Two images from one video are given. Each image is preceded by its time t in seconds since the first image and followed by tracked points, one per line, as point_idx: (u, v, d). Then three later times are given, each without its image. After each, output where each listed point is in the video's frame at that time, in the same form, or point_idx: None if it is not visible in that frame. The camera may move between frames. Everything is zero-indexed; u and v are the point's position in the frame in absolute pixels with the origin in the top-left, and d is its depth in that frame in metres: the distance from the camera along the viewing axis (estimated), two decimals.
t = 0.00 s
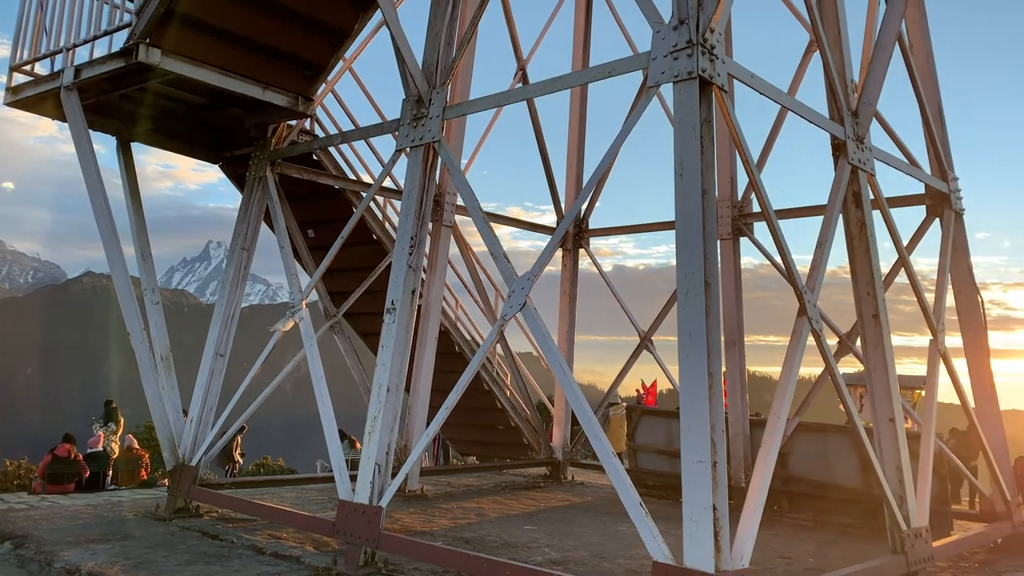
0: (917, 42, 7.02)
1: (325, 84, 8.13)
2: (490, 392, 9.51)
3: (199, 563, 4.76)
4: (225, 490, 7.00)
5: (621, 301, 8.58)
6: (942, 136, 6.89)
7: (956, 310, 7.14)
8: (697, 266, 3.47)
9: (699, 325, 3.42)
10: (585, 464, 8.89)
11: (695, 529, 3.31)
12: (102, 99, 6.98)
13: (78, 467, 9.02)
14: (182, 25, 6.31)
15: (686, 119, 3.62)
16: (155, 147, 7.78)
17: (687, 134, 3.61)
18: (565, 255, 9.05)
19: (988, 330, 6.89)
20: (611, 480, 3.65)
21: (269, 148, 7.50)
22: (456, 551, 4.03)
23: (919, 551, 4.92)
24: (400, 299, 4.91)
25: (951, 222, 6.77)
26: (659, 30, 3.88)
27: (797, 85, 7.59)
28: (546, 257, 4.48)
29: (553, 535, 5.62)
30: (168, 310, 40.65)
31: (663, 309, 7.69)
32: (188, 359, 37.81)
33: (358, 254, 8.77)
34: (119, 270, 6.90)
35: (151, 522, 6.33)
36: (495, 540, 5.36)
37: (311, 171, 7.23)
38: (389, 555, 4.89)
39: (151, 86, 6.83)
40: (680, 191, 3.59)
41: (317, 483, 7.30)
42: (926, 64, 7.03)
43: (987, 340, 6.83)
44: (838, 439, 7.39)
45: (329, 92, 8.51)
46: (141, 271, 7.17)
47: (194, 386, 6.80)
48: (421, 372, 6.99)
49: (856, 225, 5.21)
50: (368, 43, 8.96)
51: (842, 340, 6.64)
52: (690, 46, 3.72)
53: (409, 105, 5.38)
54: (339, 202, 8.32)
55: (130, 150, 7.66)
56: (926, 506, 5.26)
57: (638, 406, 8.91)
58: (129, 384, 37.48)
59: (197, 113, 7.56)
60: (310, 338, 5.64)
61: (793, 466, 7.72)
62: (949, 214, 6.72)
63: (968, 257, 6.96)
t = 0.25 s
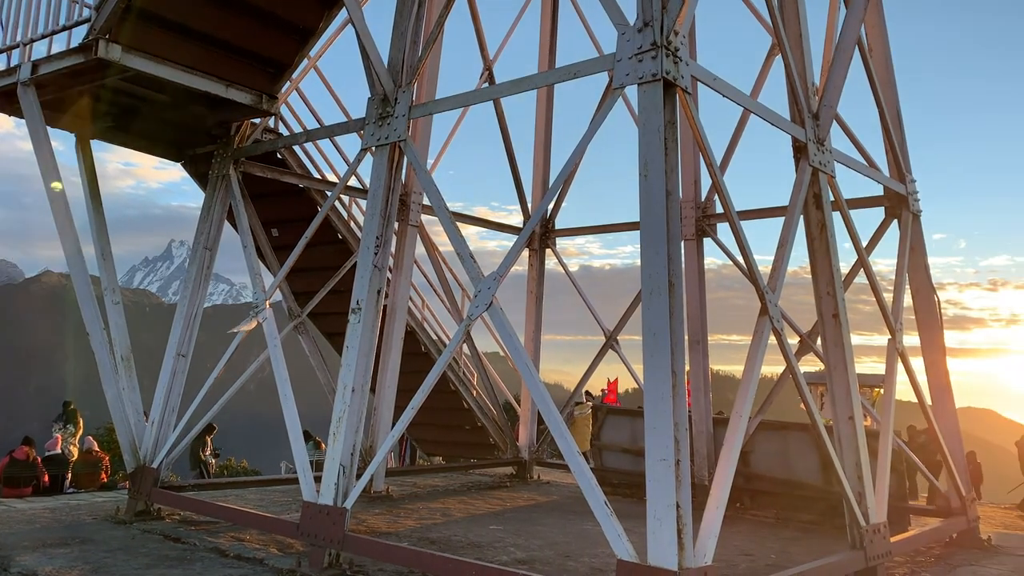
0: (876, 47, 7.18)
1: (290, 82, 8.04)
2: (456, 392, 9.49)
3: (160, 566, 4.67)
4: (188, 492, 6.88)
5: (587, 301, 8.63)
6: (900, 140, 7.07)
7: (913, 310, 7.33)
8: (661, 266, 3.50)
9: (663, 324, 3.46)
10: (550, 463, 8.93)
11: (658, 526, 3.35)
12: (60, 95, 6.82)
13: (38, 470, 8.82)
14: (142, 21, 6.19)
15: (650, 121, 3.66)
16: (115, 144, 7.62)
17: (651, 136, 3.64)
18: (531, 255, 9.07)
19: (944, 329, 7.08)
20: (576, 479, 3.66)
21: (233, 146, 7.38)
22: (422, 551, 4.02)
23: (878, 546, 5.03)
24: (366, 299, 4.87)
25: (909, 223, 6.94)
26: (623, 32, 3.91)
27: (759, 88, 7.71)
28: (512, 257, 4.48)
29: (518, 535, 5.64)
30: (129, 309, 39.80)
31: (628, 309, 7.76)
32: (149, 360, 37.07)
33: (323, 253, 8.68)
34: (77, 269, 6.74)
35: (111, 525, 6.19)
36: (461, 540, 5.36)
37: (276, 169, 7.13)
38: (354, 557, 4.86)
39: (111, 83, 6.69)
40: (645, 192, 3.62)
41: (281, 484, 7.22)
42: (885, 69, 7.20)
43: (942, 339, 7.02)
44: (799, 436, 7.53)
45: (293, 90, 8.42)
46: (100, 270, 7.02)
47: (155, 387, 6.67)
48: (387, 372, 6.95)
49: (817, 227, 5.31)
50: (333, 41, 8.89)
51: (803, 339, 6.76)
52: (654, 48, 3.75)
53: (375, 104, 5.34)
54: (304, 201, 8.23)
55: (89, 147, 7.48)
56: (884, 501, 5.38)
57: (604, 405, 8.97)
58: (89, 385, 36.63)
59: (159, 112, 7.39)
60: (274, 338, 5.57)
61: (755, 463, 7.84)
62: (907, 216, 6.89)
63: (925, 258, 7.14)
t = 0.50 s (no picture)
0: (845, 50, 7.29)
1: (261, 80, 7.97)
2: (429, 392, 9.46)
3: (127, 569, 4.59)
4: (157, 493, 6.78)
5: (560, 301, 8.65)
6: (868, 142, 7.18)
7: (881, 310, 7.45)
8: (632, 267, 3.52)
9: (634, 325, 3.47)
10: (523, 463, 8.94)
11: (629, 526, 3.36)
12: (25, 91, 6.70)
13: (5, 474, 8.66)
14: (112, 18, 6.08)
15: (622, 122, 3.68)
16: (83, 141, 7.49)
17: (623, 137, 3.66)
18: (505, 255, 9.07)
19: (910, 329, 7.20)
20: (548, 478, 3.67)
21: (204, 144, 7.27)
22: (393, 551, 4.01)
23: (845, 543, 5.10)
24: (337, 299, 4.84)
25: (877, 224, 7.05)
26: (595, 33, 3.92)
27: (730, 90, 7.77)
28: (484, 257, 4.48)
29: (490, 534, 5.64)
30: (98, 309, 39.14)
31: (601, 308, 7.79)
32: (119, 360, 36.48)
33: (294, 252, 8.61)
34: (43, 268, 6.61)
35: (77, 527, 6.08)
36: (432, 540, 5.34)
37: (247, 168, 7.05)
38: (325, 558, 4.82)
39: (79, 80, 6.58)
40: (617, 192, 3.64)
41: (252, 485, 7.14)
42: (853, 72, 7.31)
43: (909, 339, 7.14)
44: (769, 435, 7.62)
45: (265, 87, 8.34)
46: (67, 269, 6.89)
47: (124, 387, 6.56)
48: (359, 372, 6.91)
49: (786, 227, 5.37)
50: (305, 39, 8.83)
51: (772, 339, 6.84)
52: (626, 49, 3.77)
53: (347, 102, 5.30)
54: (274, 199, 8.16)
55: (56, 144, 7.35)
56: (851, 499, 5.45)
57: (577, 404, 9.01)
58: (58, 386, 35.97)
59: (129, 110, 7.28)
60: (244, 338, 5.51)
61: (726, 462, 7.91)
62: (875, 217, 6.99)
63: (892, 259, 7.26)
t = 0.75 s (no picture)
0: (816, 53, 7.38)
1: (234, 75, 7.89)
2: (403, 390, 9.42)
3: (93, 570, 4.52)
4: (125, 493, 6.68)
5: (535, 300, 8.67)
6: (838, 144, 7.27)
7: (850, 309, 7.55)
8: (605, 266, 3.53)
9: (606, 323, 3.49)
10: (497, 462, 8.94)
11: (600, 524, 3.38)
12: None
13: None
14: (81, 10, 5.96)
15: (594, 121, 3.69)
16: (50, 136, 7.35)
17: (596, 137, 3.67)
18: (479, 253, 9.07)
19: (879, 329, 7.31)
20: (520, 476, 3.67)
21: (174, 140, 7.19)
22: (364, 551, 3.99)
23: (814, 540, 5.16)
24: (309, 297, 4.80)
25: (847, 225, 7.14)
26: (570, 32, 3.92)
27: (703, 91, 7.84)
28: (458, 256, 4.47)
29: (463, 533, 5.64)
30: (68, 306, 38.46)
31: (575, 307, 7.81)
32: (90, 358, 35.88)
33: (266, 250, 8.53)
34: (9, 264, 6.48)
35: (43, 529, 5.97)
36: (405, 539, 5.33)
37: (218, 164, 6.97)
38: (295, 558, 4.79)
39: (47, 73, 6.47)
40: (590, 191, 3.65)
41: (223, 484, 7.07)
42: (825, 75, 7.41)
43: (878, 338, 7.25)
44: (740, 434, 7.69)
45: (237, 83, 8.26)
46: (33, 266, 6.76)
47: (91, 386, 6.46)
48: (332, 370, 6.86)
49: (757, 227, 5.42)
50: (278, 34, 8.76)
51: (743, 338, 6.91)
52: (599, 49, 3.78)
53: (320, 99, 5.26)
54: (246, 196, 8.08)
55: (23, 139, 7.21)
56: (821, 496, 5.52)
57: (551, 403, 9.04)
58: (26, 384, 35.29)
59: (97, 104, 7.17)
60: (215, 336, 5.45)
61: (697, 460, 7.97)
62: (845, 218, 7.08)
63: (862, 259, 7.36)
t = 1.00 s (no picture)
0: (797, 53, 7.43)
1: (214, 70, 7.83)
2: (384, 388, 9.40)
3: (68, 569, 4.46)
4: (103, 491, 6.61)
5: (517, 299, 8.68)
6: (818, 144, 7.34)
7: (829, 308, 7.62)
8: (586, 265, 3.53)
9: (587, 321, 3.49)
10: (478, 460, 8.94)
11: (580, 522, 3.38)
12: None
13: None
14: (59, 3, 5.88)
15: (576, 119, 3.69)
16: (27, 130, 7.25)
17: (577, 135, 3.67)
18: (461, 251, 9.07)
19: (857, 327, 7.38)
20: (500, 474, 3.67)
21: (153, 135, 7.12)
22: (342, 549, 3.97)
23: (792, 537, 5.20)
24: (289, 294, 4.78)
25: (826, 224, 7.20)
26: (552, 30, 3.92)
27: (685, 91, 7.87)
28: (439, 253, 4.45)
29: (443, 531, 5.63)
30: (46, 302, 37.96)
31: (556, 306, 7.82)
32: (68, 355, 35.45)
33: (246, 246, 8.48)
34: None
35: (17, 527, 5.89)
36: (385, 537, 5.31)
37: (198, 159, 6.92)
38: (274, 556, 4.76)
39: (22, 66, 6.37)
40: (571, 190, 3.65)
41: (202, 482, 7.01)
42: (805, 75, 7.46)
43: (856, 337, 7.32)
44: (720, 431, 7.74)
45: (217, 78, 8.18)
46: (9, 262, 6.67)
47: (68, 383, 6.39)
48: (312, 366, 6.81)
49: (737, 226, 5.45)
50: (259, 29, 8.70)
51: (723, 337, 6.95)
52: (581, 47, 3.78)
53: (301, 95, 5.23)
54: (226, 192, 8.03)
55: None
56: (799, 494, 5.56)
57: (532, 401, 9.06)
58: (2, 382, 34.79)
59: (74, 99, 7.07)
60: (194, 333, 5.40)
61: (677, 457, 8.01)
62: (824, 217, 7.15)
63: (841, 259, 7.42)
